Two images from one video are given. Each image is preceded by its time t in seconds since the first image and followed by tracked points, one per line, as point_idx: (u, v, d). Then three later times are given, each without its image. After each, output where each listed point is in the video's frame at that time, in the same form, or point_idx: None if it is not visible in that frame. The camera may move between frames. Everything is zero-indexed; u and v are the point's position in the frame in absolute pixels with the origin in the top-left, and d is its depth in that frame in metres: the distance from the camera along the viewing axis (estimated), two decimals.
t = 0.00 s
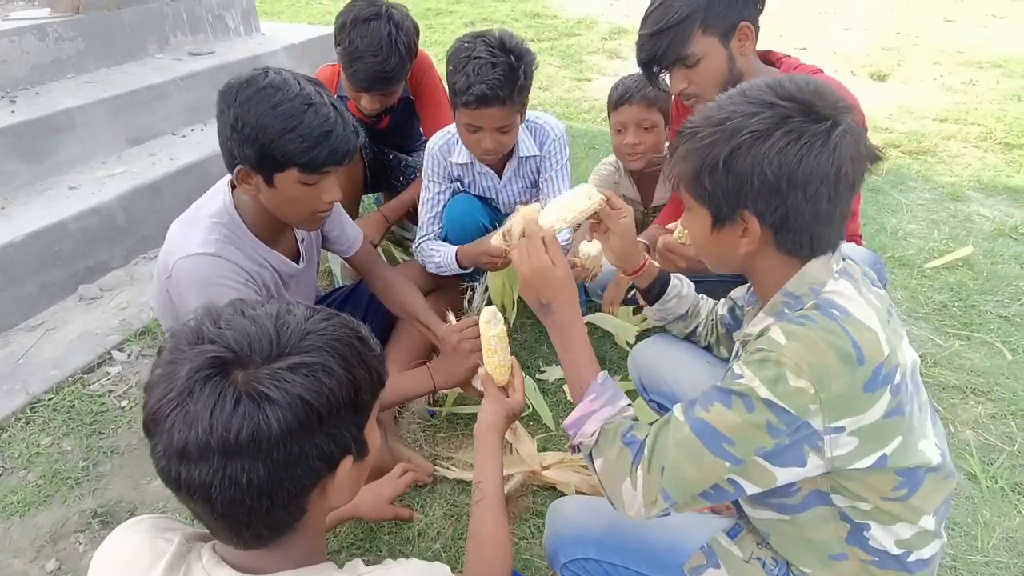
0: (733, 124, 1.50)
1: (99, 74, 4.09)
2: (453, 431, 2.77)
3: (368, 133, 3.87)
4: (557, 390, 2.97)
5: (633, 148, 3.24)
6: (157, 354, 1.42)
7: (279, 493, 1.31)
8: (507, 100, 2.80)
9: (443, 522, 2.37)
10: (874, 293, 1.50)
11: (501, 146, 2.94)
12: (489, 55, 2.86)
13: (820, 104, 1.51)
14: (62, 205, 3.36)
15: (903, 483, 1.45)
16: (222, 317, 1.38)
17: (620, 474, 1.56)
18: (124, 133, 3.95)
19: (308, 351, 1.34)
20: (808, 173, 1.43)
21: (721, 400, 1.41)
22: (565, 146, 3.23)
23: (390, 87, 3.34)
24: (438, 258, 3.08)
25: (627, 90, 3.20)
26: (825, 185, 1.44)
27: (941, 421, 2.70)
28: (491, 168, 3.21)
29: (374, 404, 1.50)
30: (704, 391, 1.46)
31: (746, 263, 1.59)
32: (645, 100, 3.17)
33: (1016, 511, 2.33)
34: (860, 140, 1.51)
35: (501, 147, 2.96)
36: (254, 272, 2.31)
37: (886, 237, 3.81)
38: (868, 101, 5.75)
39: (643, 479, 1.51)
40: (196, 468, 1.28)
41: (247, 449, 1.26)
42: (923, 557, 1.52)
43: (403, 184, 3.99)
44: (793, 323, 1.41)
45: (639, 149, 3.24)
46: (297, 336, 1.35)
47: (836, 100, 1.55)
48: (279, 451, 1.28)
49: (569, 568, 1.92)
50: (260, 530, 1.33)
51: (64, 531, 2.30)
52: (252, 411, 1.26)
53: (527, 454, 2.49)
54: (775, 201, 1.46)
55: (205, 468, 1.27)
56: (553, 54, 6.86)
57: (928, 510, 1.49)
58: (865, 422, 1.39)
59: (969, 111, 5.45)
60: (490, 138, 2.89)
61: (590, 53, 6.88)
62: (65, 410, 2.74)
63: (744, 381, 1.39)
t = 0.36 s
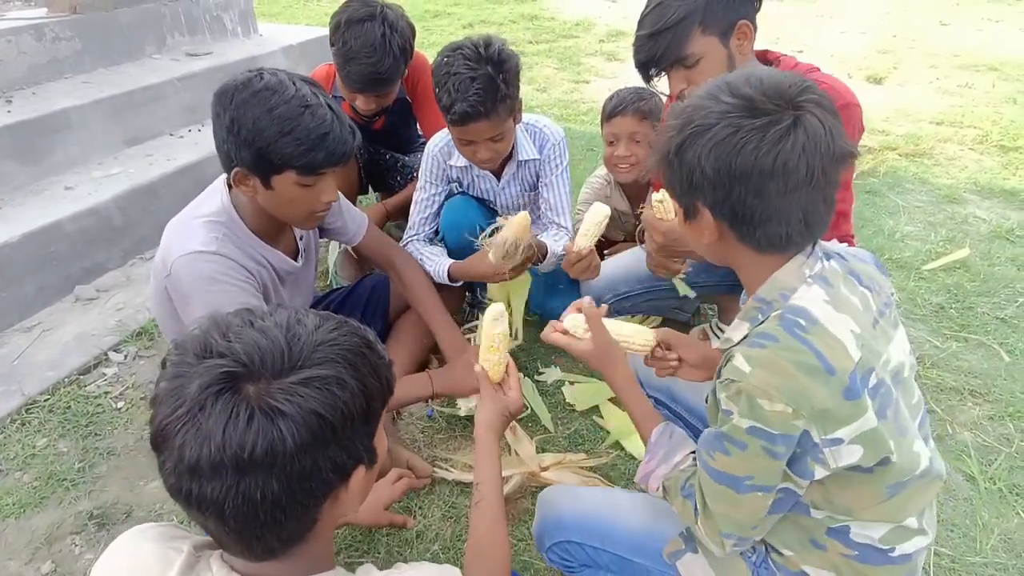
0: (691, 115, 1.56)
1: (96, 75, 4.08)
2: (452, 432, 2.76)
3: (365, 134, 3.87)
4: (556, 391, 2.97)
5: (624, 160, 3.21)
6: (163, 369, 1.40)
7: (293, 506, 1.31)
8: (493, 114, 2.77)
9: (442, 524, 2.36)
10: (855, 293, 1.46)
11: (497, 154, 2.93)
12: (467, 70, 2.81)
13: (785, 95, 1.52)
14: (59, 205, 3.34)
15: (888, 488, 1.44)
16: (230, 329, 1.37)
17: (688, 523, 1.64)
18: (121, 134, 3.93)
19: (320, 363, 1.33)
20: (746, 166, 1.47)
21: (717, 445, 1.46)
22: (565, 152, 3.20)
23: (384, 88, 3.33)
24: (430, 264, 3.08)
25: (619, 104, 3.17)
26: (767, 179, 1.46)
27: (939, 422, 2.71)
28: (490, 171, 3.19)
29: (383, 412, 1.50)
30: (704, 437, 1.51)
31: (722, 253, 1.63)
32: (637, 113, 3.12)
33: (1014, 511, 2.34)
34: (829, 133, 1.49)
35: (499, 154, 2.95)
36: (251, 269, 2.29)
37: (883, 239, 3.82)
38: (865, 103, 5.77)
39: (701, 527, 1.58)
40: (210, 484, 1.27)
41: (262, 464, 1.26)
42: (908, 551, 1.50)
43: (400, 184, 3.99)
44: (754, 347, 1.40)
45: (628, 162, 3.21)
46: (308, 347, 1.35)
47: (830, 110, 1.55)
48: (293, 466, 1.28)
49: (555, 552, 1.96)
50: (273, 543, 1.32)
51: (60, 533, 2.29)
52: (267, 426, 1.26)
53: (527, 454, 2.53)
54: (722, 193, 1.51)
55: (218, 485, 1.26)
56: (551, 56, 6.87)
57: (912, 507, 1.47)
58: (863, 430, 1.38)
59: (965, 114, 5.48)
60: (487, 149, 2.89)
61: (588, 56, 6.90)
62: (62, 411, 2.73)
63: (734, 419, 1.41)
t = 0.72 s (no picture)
0: (683, 123, 1.57)
1: (91, 75, 4.06)
2: (449, 433, 2.76)
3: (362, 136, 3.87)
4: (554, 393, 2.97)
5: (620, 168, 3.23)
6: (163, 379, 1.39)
7: (301, 512, 1.30)
8: (484, 101, 2.76)
9: (438, 526, 2.35)
10: (852, 296, 1.47)
11: (496, 143, 2.94)
12: (456, 62, 2.82)
13: (776, 104, 1.52)
14: (54, 206, 3.32)
15: (884, 491, 1.44)
16: (233, 334, 1.37)
17: (673, 521, 1.69)
18: (117, 135, 3.91)
19: (325, 366, 1.33)
20: (733, 176, 1.47)
21: (707, 443, 1.47)
22: (567, 150, 3.20)
23: (380, 86, 3.34)
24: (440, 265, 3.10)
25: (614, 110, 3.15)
26: (755, 189, 1.46)
27: (933, 424, 2.72)
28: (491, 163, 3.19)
29: (389, 415, 1.50)
30: (694, 436, 1.52)
31: (718, 259, 1.64)
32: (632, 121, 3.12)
33: (1008, 513, 2.35)
34: (818, 144, 1.49)
35: (500, 142, 2.95)
36: (249, 269, 2.28)
37: (878, 242, 3.85)
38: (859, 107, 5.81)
39: (683, 526, 1.62)
40: (217, 493, 1.26)
41: (270, 470, 1.26)
42: (904, 552, 1.50)
43: (398, 186, 3.98)
44: (751, 349, 1.41)
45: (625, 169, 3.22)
46: (312, 351, 1.34)
47: (827, 116, 1.56)
48: (301, 472, 1.28)
49: (555, 545, 1.95)
50: (281, 550, 1.32)
51: (53, 536, 2.27)
52: (273, 431, 1.25)
53: (526, 457, 2.53)
54: (711, 203, 1.52)
55: (226, 493, 1.26)
56: (547, 58, 6.89)
57: (907, 510, 1.48)
58: (857, 435, 1.38)
59: (958, 119, 5.52)
60: (485, 139, 2.89)
61: (584, 58, 6.92)
62: (56, 413, 2.71)
63: (723, 419, 1.43)
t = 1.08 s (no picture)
0: (685, 132, 1.58)
1: (82, 76, 4.04)
2: (443, 437, 2.75)
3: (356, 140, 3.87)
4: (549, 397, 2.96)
5: (615, 173, 3.23)
6: (169, 387, 1.36)
7: (327, 502, 1.34)
8: (482, 99, 2.77)
9: (432, 532, 2.35)
10: (856, 308, 1.48)
11: (490, 142, 2.93)
12: (457, 57, 2.83)
13: (783, 121, 1.49)
14: (44, 208, 3.29)
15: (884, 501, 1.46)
16: (247, 333, 1.38)
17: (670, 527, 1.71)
18: (108, 137, 3.88)
19: (344, 357, 1.39)
20: (731, 194, 1.47)
21: (709, 455, 1.48)
22: (559, 156, 3.21)
23: (376, 87, 3.34)
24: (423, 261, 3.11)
25: (611, 116, 3.18)
26: (752, 208, 1.47)
27: (924, 428, 2.74)
28: (483, 164, 3.22)
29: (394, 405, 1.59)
30: (695, 445, 1.54)
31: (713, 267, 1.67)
32: (629, 127, 3.15)
33: (998, 517, 2.37)
34: (823, 166, 1.46)
35: (493, 141, 2.94)
36: (232, 278, 2.27)
37: (868, 247, 3.88)
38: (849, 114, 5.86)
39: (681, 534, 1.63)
40: (249, 489, 1.26)
41: (302, 459, 1.28)
42: (901, 559, 1.52)
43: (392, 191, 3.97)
44: (754, 363, 1.42)
45: (620, 174, 3.22)
46: (329, 344, 1.40)
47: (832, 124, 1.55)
48: (331, 459, 1.32)
49: (551, 549, 1.94)
50: (303, 545, 1.35)
51: (42, 542, 2.24)
52: (305, 419, 1.28)
53: (521, 461, 2.53)
54: (709, 215, 1.53)
55: (259, 487, 1.26)
56: (540, 63, 6.91)
57: (905, 519, 1.49)
58: (859, 447, 1.40)
59: (946, 126, 5.58)
60: (478, 137, 2.88)
61: (577, 64, 6.94)
62: (45, 418, 2.68)
63: (728, 432, 1.44)
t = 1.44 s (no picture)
0: (673, 147, 1.61)
1: (73, 79, 4.01)
2: (438, 442, 2.74)
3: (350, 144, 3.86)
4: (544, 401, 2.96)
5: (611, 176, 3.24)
6: (164, 393, 1.35)
7: (324, 510, 1.33)
8: (491, 75, 2.82)
9: (427, 536, 2.34)
10: (852, 317, 1.50)
11: (494, 124, 2.94)
12: (465, 35, 2.89)
13: (769, 137, 1.50)
14: (34, 212, 3.27)
15: (883, 511, 1.46)
16: (240, 339, 1.37)
17: (666, 539, 1.72)
18: (99, 140, 3.86)
19: (338, 363, 1.37)
20: (719, 209, 1.50)
21: (707, 468, 1.50)
22: (558, 150, 3.23)
23: (372, 91, 3.33)
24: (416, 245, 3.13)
25: (607, 120, 3.20)
26: (740, 225, 1.49)
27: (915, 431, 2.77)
28: (481, 158, 3.21)
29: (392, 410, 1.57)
30: (693, 458, 1.55)
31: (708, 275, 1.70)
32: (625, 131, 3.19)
33: (988, 518, 2.40)
34: (810, 182, 1.47)
35: (496, 125, 2.95)
36: (217, 289, 2.27)
37: (859, 251, 3.92)
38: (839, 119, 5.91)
39: (677, 546, 1.65)
40: (244, 497, 1.25)
41: (297, 468, 1.27)
42: (899, 567, 1.54)
43: (386, 195, 3.96)
44: (752, 376, 1.43)
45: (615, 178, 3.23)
46: (323, 349, 1.38)
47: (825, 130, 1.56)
48: (326, 467, 1.30)
49: (549, 556, 1.94)
50: (301, 552, 1.34)
51: (32, 549, 2.22)
52: (299, 427, 1.27)
53: (515, 465, 2.52)
54: (699, 229, 1.56)
55: (253, 496, 1.25)
56: (533, 67, 6.93)
57: (904, 528, 1.50)
58: (857, 461, 1.40)
59: (935, 131, 5.65)
60: (482, 117, 2.88)
61: (570, 68, 6.97)
62: (35, 423, 2.65)
63: (726, 446, 1.46)
